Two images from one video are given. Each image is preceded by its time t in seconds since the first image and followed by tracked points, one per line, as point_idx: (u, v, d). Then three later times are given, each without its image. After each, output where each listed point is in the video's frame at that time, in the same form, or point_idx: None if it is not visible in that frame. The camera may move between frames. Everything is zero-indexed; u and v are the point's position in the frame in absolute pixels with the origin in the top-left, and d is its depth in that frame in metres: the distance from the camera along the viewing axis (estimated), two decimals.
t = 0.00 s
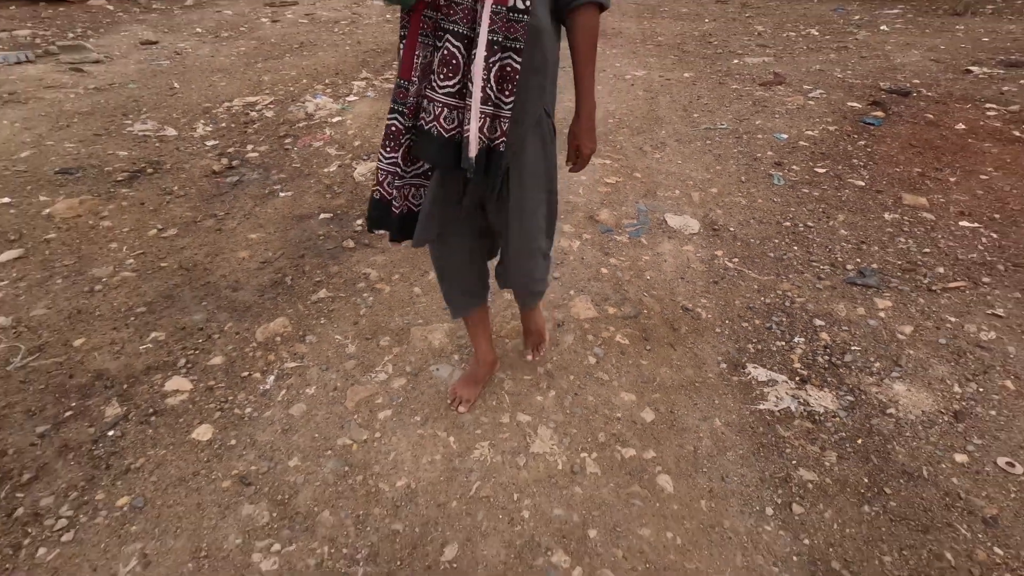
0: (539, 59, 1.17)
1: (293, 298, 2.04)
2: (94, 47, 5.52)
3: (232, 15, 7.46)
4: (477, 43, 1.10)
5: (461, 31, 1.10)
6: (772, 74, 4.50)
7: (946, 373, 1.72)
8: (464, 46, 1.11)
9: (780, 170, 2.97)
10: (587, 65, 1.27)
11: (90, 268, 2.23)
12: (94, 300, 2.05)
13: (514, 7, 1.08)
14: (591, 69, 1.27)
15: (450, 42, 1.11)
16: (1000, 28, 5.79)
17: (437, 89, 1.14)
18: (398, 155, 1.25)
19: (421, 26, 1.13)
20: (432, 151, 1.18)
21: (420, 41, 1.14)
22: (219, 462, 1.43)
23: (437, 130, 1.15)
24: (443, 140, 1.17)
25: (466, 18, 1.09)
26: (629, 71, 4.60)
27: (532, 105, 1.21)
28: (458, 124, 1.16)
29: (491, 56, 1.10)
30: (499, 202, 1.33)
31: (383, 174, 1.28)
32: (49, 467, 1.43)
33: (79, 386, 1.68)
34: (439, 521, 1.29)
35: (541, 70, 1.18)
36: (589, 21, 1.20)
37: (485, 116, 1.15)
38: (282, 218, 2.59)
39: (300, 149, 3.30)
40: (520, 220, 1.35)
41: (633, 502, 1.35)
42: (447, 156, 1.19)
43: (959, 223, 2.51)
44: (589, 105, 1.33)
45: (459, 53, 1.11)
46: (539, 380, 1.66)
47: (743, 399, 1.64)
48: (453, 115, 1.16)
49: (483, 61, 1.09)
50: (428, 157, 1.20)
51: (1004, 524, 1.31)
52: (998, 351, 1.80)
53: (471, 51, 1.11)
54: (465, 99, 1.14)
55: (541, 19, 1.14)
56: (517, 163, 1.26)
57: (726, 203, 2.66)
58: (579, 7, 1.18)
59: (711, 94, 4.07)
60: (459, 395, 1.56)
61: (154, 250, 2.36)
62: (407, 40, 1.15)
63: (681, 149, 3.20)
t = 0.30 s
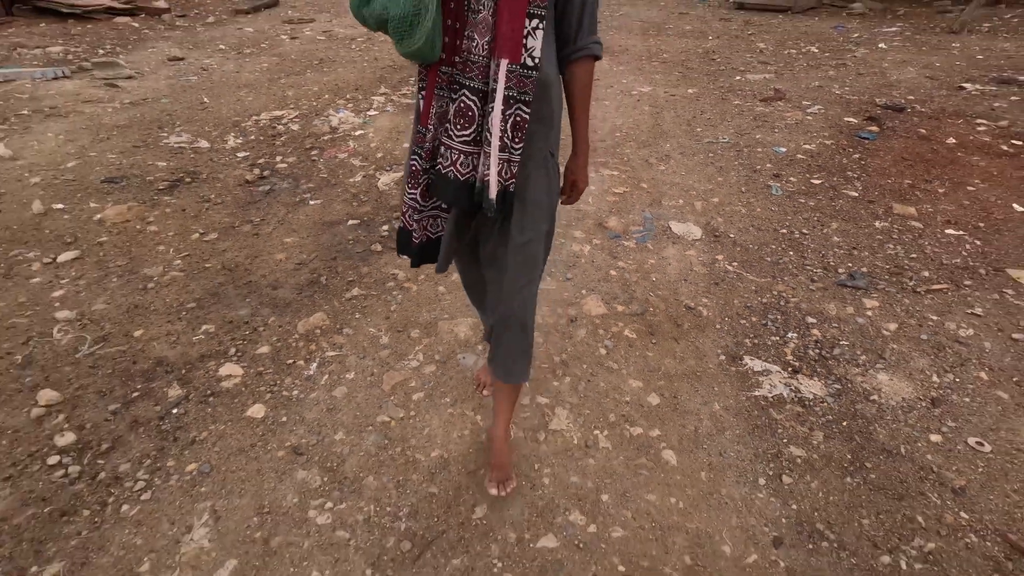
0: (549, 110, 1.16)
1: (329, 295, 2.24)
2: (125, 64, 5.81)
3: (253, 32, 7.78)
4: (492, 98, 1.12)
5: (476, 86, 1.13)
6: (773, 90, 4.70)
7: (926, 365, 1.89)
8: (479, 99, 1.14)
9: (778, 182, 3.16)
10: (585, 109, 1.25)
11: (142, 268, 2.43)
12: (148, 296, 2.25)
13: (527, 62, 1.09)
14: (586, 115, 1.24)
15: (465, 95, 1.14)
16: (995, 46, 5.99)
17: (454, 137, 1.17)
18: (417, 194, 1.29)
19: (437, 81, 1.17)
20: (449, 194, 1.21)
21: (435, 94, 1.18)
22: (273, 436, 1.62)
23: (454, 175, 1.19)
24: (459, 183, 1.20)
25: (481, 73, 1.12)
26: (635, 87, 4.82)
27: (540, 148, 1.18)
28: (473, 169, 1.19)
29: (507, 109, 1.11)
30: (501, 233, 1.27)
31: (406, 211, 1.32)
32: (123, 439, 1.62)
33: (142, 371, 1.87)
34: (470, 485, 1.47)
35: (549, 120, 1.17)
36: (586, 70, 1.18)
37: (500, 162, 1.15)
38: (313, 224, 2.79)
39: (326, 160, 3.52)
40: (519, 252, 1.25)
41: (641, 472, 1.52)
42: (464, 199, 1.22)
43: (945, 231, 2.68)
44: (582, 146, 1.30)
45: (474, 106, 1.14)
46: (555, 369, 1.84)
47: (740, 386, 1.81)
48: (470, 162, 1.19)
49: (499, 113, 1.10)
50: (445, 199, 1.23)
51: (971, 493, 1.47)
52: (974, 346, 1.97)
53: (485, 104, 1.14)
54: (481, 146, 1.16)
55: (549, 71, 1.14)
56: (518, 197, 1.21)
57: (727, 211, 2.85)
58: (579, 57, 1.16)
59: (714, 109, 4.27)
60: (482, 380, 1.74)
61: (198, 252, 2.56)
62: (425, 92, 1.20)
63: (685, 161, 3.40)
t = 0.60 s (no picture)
0: (560, 158, 1.21)
1: (358, 293, 2.41)
2: (154, 78, 6.08)
3: (274, 47, 8.08)
4: (501, 142, 1.17)
5: (484, 130, 1.17)
6: (776, 104, 4.88)
7: (916, 359, 2.03)
8: (487, 143, 1.18)
9: (780, 191, 3.31)
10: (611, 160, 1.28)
11: (184, 267, 2.62)
12: (192, 293, 2.43)
13: (536, 109, 1.14)
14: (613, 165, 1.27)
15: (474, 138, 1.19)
16: (995, 62, 6.15)
17: (458, 179, 1.22)
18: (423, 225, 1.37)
19: (449, 123, 1.22)
20: (450, 233, 1.26)
21: (447, 136, 1.23)
22: (315, 415, 1.78)
23: (455, 216, 1.24)
24: (461, 223, 1.25)
25: (491, 118, 1.16)
26: (644, 101, 5.00)
27: (552, 196, 1.24)
28: (477, 210, 1.24)
29: (516, 154, 1.17)
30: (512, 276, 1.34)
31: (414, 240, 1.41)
32: (180, 417, 1.79)
33: (192, 358, 2.04)
34: (493, 460, 1.62)
35: (562, 167, 1.22)
36: (610, 120, 1.21)
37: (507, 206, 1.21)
38: (341, 228, 2.97)
39: (350, 169, 3.71)
40: (527, 290, 1.33)
41: (649, 450, 1.67)
42: (467, 237, 1.26)
43: (939, 238, 2.82)
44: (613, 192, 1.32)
45: (482, 149, 1.19)
46: (570, 360, 2.00)
47: (741, 376, 1.96)
48: (474, 203, 1.24)
49: (508, 159, 1.16)
50: (446, 237, 1.28)
51: (953, 472, 1.61)
52: (961, 343, 2.11)
53: (493, 148, 1.19)
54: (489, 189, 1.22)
55: (563, 119, 1.19)
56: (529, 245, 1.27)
57: (731, 218, 3.01)
58: (602, 108, 1.20)
59: (719, 122, 4.45)
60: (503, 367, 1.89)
61: (235, 253, 2.74)
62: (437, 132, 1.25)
63: (691, 172, 3.56)
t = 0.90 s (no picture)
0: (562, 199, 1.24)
1: (377, 298, 2.56)
2: (178, 94, 6.33)
3: (292, 64, 8.36)
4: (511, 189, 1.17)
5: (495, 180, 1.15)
6: (778, 121, 5.03)
7: (902, 364, 2.15)
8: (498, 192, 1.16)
9: (779, 205, 3.45)
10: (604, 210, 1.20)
11: (213, 273, 2.79)
12: (221, 297, 2.59)
13: (542, 155, 1.14)
14: (604, 214, 1.19)
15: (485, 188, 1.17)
16: (995, 81, 6.28)
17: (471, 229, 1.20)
18: (433, 281, 1.30)
19: (458, 173, 1.20)
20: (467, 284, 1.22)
21: (456, 185, 1.22)
22: (338, 409, 1.92)
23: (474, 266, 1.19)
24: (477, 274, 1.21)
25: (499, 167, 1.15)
26: (649, 117, 5.17)
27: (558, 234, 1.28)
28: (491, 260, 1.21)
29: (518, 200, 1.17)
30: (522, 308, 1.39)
31: (417, 296, 1.33)
32: (214, 409, 1.94)
33: (223, 357, 2.20)
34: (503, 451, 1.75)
35: (569, 208, 1.26)
36: (606, 166, 1.15)
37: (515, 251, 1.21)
38: (359, 238, 3.14)
39: (367, 182, 3.89)
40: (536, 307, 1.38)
41: (648, 443, 1.80)
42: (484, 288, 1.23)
43: (931, 251, 2.94)
44: (593, 246, 1.22)
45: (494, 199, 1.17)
46: (576, 361, 2.13)
47: (736, 378, 2.08)
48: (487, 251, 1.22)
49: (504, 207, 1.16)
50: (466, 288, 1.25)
51: (931, 466, 1.72)
52: (946, 349, 2.22)
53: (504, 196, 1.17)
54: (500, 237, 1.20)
55: (565, 162, 1.20)
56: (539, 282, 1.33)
57: (731, 231, 3.14)
58: (596, 152, 1.14)
59: (722, 138, 4.60)
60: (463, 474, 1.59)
61: (260, 260, 2.91)
62: (445, 182, 1.23)
63: (693, 186, 3.71)
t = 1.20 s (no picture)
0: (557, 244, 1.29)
1: (395, 301, 2.72)
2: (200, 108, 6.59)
3: (308, 79, 8.63)
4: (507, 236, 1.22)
5: (492, 227, 1.22)
6: (780, 136, 5.18)
7: (892, 364, 2.27)
8: (495, 238, 1.23)
9: (779, 216, 3.59)
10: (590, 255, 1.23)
11: (241, 277, 2.96)
12: (249, 298, 2.76)
13: (536, 204, 1.18)
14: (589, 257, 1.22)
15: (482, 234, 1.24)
16: (995, 96, 6.42)
17: (470, 275, 1.26)
18: (434, 323, 1.35)
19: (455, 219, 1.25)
20: (472, 327, 1.29)
21: (452, 230, 1.27)
22: (362, 400, 2.07)
23: (473, 309, 1.26)
24: (478, 315, 1.28)
25: (496, 215, 1.21)
26: (654, 131, 5.34)
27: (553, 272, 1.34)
28: (490, 302, 1.28)
29: (519, 246, 1.22)
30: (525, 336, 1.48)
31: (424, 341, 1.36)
32: (247, 399, 2.10)
33: (254, 352, 2.36)
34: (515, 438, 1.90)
35: (563, 248, 1.32)
36: (591, 212, 1.19)
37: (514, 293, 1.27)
38: (377, 244, 3.30)
39: (383, 192, 4.07)
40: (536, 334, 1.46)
41: (650, 434, 1.93)
42: (485, 328, 1.29)
43: (924, 260, 3.07)
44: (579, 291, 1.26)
45: (491, 245, 1.23)
46: (582, 359, 2.28)
47: (734, 376, 2.22)
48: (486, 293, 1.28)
49: (513, 251, 1.21)
50: (469, 329, 1.30)
51: (915, 457, 1.84)
52: (934, 351, 2.35)
53: (501, 242, 1.23)
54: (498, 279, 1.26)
55: (556, 210, 1.25)
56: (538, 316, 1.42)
57: (731, 240, 3.28)
58: (584, 198, 1.18)
59: (725, 152, 4.76)
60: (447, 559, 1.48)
61: (284, 264, 3.08)
62: (442, 228, 1.28)
63: (696, 198, 3.86)
